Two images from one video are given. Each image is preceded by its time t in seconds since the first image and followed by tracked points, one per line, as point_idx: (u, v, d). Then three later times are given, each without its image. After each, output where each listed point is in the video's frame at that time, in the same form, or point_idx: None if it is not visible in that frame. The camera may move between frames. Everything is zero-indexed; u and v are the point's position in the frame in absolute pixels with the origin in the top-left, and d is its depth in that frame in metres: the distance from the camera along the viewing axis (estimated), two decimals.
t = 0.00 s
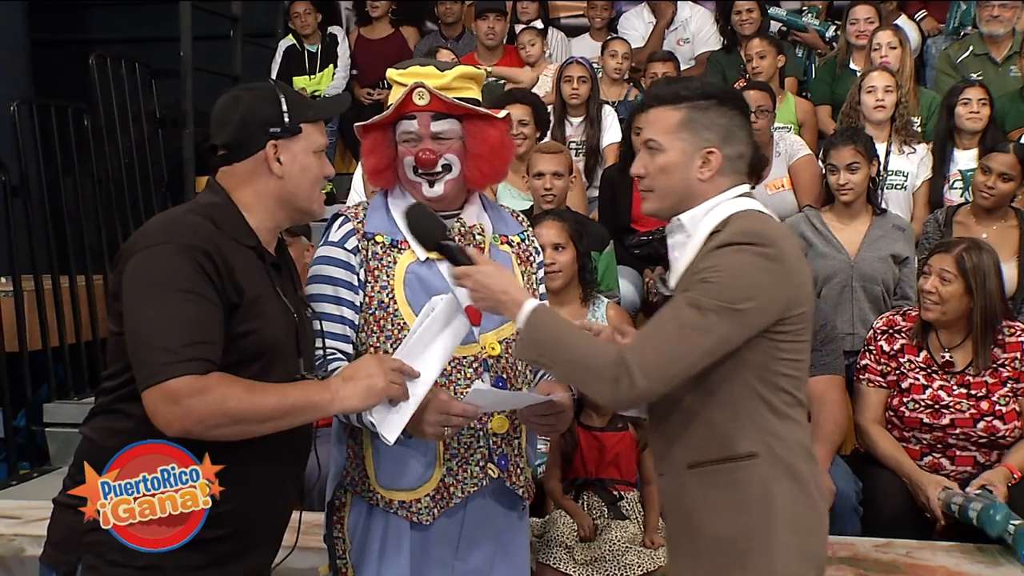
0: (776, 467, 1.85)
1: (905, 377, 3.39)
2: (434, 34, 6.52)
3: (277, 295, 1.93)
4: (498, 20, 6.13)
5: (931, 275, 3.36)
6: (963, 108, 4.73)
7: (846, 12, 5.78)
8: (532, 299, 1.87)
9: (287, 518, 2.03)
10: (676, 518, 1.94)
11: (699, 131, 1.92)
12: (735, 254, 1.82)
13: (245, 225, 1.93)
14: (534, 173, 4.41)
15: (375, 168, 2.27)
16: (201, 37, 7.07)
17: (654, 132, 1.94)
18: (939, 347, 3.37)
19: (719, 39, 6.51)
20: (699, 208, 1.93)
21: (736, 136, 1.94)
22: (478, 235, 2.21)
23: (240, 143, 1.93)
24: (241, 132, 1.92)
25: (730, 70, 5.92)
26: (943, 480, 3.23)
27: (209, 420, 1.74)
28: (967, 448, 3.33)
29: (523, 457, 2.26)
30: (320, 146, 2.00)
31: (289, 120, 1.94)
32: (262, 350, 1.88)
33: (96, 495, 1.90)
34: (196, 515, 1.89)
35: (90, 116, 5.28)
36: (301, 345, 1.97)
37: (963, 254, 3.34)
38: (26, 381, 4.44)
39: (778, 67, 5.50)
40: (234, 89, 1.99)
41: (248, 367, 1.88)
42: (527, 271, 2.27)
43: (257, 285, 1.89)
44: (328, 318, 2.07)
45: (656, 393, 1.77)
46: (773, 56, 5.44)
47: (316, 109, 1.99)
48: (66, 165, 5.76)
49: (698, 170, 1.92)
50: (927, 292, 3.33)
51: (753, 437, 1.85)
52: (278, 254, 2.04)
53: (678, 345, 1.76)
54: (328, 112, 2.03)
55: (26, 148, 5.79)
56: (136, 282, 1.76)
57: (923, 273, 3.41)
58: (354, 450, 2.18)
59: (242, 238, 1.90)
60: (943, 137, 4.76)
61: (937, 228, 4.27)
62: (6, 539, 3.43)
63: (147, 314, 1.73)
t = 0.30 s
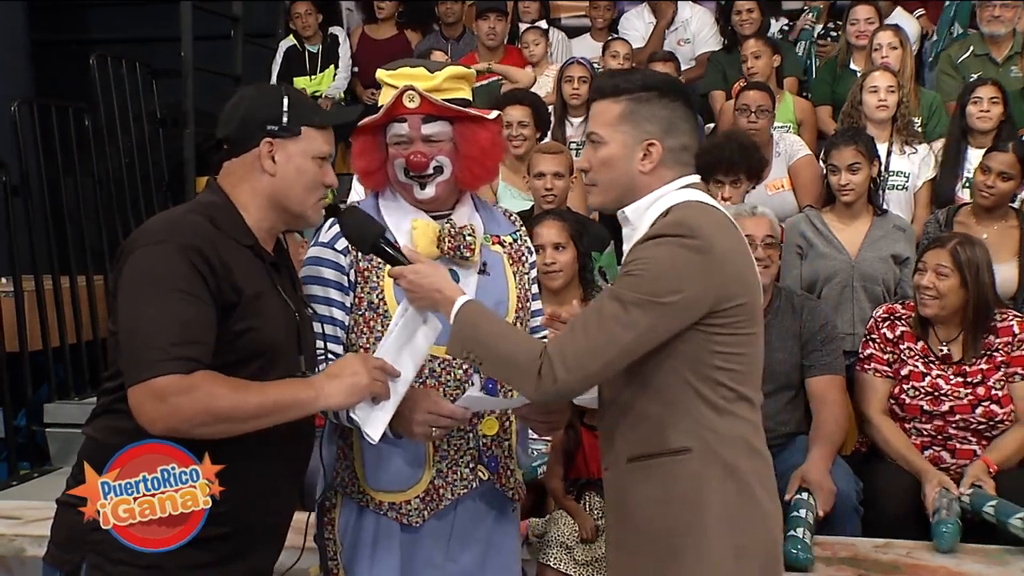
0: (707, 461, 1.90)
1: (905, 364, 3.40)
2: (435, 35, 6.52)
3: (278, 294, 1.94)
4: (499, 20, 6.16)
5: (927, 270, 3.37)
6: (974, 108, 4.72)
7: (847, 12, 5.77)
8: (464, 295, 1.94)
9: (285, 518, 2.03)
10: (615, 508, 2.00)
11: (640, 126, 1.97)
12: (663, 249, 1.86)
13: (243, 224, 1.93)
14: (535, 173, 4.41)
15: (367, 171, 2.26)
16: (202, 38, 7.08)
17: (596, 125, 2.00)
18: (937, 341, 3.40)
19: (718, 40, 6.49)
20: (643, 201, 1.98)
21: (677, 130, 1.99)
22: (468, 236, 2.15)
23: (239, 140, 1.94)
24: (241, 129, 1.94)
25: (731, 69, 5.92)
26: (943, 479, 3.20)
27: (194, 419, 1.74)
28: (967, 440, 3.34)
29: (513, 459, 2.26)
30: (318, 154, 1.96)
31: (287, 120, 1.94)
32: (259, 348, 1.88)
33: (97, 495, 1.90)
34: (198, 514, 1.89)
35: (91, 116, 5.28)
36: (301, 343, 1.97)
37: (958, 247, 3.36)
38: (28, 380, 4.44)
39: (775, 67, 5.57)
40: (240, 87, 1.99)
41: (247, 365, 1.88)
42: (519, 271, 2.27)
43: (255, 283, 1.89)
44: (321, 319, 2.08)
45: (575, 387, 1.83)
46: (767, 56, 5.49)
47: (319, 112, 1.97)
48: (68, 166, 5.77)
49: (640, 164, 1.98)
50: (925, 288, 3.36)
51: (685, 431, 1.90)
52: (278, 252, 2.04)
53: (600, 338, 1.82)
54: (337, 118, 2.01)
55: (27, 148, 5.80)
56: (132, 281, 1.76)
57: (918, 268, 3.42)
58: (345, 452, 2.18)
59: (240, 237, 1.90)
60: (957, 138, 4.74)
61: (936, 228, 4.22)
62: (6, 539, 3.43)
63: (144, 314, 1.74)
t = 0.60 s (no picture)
0: (690, 461, 1.90)
1: (903, 363, 3.40)
2: (435, 34, 6.52)
3: (268, 290, 1.93)
4: (499, 19, 6.18)
5: (941, 268, 3.36)
6: (975, 106, 4.78)
7: (847, 12, 5.77)
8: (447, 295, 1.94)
9: (284, 518, 2.03)
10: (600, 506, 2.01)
11: (618, 125, 1.97)
12: (645, 247, 1.86)
13: (233, 222, 1.92)
14: (534, 172, 4.41)
15: (365, 170, 2.26)
16: (203, 37, 7.07)
17: (576, 126, 1.99)
18: (939, 338, 3.40)
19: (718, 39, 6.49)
20: (625, 200, 1.98)
21: (656, 129, 1.99)
22: (467, 236, 2.15)
23: (236, 141, 1.92)
24: (239, 130, 1.91)
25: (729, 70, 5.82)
26: (943, 482, 3.20)
27: (188, 418, 1.75)
28: (967, 438, 3.34)
29: (512, 458, 2.25)
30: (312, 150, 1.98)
31: (284, 121, 1.93)
32: (248, 345, 1.88)
33: (99, 494, 1.89)
34: (194, 513, 1.89)
35: (90, 115, 5.27)
36: (294, 341, 1.97)
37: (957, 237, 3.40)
38: (28, 380, 4.44)
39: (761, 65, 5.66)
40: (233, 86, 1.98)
41: (239, 361, 1.88)
42: (518, 270, 2.27)
43: (245, 281, 1.89)
44: (320, 319, 2.08)
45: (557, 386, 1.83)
46: (754, 55, 5.58)
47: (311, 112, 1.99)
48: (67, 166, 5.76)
49: (618, 163, 1.97)
50: (943, 285, 3.34)
51: (668, 430, 1.90)
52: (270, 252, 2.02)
53: (582, 337, 1.83)
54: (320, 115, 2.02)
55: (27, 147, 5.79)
56: (123, 279, 1.77)
57: (928, 267, 3.38)
58: (344, 452, 2.18)
59: (229, 234, 1.90)
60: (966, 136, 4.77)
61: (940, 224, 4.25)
62: (6, 538, 3.43)
63: (136, 314, 1.74)
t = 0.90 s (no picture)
0: (683, 461, 1.90)
1: (903, 363, 3.40)
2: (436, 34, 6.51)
3: (261, 291, 1.94)
4: (500, 18, 6.16)
5: (943, 272, 3.35)
6: (968, 107, 4.77)
7: (849, 11, 5.77)
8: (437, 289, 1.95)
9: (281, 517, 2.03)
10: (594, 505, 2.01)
11: (613, 124, 1.96)
12: (639, 245, 1.86)
13: (226, 222, 1.92)
14: (536, 172, 4.41)
15: (367, 172, 2.27)
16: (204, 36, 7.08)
17: (571, 126, 1.99)
18: (938, 338, 3.40)
19: (719, 38, 6.50)
20: (620, 199, 1.98)
21: (653, 128, 1.98)
22: (470, 239, 2.17)
23: (227, 140, 1.92)
24: (232, 128, 1.91)
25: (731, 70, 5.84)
26: (944, 482, 3.19)
27: (186, 418, 1.75)
28: (970, 438, 3.34)
29: (517, 460, 2.25)
30: (306, 147, 1.98)
31: (274, 119, 1.93)
32: (242, 346, 1.88)
33: (102, 493, 1.90)
34: (189, 514, 1.90)
35: (92, 114, 5.27)
36: (288, 341, 1.97)
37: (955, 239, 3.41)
38: (30, 379, 4.45)
39: (758, 65, 5.66)
40: (226, 85, 1.98)
41: (234, 361, 1.88)
42: (522, 270, 2.27)
43: (238, 281, 1.89)
44: (324, 321, 2.08)
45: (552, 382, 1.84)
46: (750, 56, 5.58)
47: (303, 107, 1.98)
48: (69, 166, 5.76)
49: (614, 164, 1.97)
50: (946, 288, 3.33)
51: (661, 430, 1.91)
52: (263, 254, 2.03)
53: (575, 334, 1.83)
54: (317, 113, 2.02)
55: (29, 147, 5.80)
56: (117, 278, 1.78)
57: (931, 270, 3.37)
58: (347, 453, 2.19)
59: (222, 234, 1.90)
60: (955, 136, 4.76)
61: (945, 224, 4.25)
62: (7, 537, 3.44)
63: (129, 316, 1.75)
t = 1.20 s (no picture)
0: (686, 459, 1.90)
1: (909, 369, 3.39)
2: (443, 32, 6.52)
3: (262, 290, 1.94)
4: (507, 18, 6.16)
5: (945, 274, 3.34)
6: (965, 110, 4.73)
7: (856, 9, 5.76)
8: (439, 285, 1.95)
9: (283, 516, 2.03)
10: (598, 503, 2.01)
11: (623, 122, 1.97)
12: (645, 243, 1.86)
13: (227, 221, 1.93)
14: (543, 170, 4.41)
15: (376, 170, 2.27)
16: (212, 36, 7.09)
17: (579, 123, 1.99)
18: (946, 342, 3.39)
19: (726, 37, 6.48)
20: (628, 197, 1.98)
21: (662, 127, 1.99)
22: (478, 236, 2.17)
23: (233, 132, 1.92)
24: (238, 122, 1.92)
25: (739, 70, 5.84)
26: (953, 486, 3.17)
27: (187, 418, 1.75)
28: (977, 442, 3.33)
29: (526, 458, 2.25)
30: (310, 153, 1.97)
31: (283, 118, 1.93)
32: (240, 347, 1.88)
33: (104, 493, 1.90)
34: (188, 513, 1.90)
35: (100, 113, 5.29)
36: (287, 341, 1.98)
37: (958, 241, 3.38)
38: (38, 378, 4.46)
39: (767, 64, 5.65)
40: (237, 83, 1.99)
41: (232, 361, 1.89)
42: (531, 267, 2.27)
43: (238, 281, 1.90)
44: (333, 318, 2.09)
45: (554, 379, 1.84)
46: (759, 54, 5.59)
47: (309, 109, 1.98)
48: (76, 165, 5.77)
49: (623, 162, 1.97)
50: (951, 292, 3.32)
51: (665, 428, 1.91)
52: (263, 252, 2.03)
53: (580, 331, 1.83)
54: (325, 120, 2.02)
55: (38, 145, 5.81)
56: (116, 275, 1.78)
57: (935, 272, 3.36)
58: (357, 449, 2.19)
59: (222, 232, 1.90)
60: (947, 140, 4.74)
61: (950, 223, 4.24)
62: (15, 535, 3.46)
63: (128, 315, 1.75)
